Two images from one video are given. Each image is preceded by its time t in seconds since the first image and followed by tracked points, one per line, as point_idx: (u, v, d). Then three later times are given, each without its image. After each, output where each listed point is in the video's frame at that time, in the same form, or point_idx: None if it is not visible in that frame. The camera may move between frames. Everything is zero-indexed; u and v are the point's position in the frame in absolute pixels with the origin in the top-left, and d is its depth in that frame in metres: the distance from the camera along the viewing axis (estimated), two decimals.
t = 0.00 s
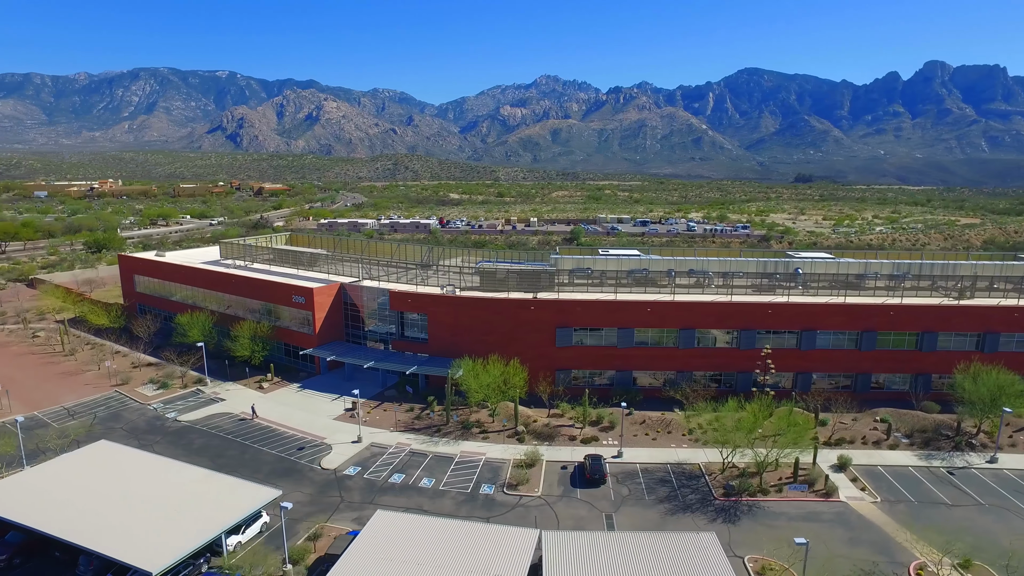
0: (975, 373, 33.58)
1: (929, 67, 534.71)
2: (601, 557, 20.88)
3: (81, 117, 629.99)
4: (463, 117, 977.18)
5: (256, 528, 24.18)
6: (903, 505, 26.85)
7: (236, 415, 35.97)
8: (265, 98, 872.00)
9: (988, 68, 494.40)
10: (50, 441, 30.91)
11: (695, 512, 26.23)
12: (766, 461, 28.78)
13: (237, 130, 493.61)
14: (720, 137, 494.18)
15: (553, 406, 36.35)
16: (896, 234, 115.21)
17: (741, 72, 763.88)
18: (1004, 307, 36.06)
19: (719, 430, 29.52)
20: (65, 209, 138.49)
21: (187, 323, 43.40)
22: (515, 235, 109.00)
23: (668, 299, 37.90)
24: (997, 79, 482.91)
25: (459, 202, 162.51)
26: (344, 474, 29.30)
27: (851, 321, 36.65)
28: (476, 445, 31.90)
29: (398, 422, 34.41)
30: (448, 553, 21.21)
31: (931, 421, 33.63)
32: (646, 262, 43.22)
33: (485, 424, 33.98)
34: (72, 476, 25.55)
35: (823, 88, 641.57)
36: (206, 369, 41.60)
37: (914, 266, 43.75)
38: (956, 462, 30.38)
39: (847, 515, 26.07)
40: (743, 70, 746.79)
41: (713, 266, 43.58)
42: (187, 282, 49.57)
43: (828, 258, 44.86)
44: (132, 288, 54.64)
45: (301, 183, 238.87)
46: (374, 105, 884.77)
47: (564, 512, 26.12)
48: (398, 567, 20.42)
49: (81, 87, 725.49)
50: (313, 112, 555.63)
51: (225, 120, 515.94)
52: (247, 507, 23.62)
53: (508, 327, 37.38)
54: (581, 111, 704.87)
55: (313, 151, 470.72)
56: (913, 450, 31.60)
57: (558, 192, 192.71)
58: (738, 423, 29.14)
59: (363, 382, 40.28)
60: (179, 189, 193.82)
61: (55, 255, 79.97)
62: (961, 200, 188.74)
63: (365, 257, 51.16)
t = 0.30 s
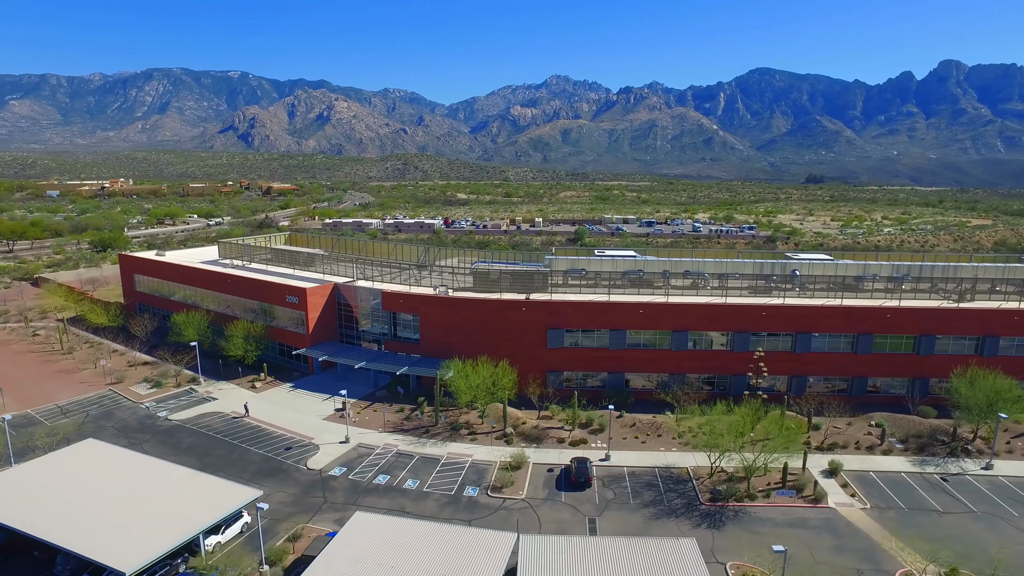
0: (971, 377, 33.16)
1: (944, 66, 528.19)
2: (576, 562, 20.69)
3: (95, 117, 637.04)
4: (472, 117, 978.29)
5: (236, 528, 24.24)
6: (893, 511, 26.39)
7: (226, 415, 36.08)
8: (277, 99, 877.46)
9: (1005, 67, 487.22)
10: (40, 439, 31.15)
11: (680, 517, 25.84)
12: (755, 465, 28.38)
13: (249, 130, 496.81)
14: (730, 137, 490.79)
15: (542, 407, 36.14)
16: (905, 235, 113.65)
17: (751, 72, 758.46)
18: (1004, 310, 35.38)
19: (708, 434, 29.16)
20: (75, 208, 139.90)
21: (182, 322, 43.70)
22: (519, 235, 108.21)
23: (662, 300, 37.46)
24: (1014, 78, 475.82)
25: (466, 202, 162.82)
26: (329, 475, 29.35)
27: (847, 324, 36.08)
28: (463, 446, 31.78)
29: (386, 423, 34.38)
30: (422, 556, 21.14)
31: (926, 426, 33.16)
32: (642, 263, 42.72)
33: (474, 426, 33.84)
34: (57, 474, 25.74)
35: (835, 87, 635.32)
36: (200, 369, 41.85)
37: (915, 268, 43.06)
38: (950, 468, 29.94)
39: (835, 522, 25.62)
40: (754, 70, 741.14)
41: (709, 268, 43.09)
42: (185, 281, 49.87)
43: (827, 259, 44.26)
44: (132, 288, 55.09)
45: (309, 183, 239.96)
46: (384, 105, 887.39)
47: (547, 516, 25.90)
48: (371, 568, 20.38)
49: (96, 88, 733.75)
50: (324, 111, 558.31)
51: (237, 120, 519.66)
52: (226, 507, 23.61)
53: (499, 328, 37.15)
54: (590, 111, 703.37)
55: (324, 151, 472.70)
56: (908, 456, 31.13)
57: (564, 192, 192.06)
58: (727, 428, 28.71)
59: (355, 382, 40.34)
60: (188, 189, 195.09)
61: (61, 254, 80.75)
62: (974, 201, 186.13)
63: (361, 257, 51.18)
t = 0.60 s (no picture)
0: (962, 381, 32.81)
1: (951, 66, 524.75)
2: (547, 568, 20.42)
3: (103, 117, 640.59)
4: (477, 117, 979.17)
5: (211, 530, 24.26)
6: (877, 517, 26.03)
7: (211, 415, 36.09)
8: (283, 99, 880.53)
9: (1013, 66, 483.45)
10: (22, 440, 31.20)
11: (660, 522, 25.53)
12: (737, 470, 28.03)
13: (255, 130, 498.59)
14: (735, 137, 488.88)
15: (528, 409, 35.90)
16: (907, 236, 112.79)
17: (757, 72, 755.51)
18: (996, 313, 34.97)
19: (690, 437, 28.84)
20: (78, 208, 140.61)
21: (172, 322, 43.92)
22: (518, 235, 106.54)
23: (650, 302, 37.08)
24: (1022, 78, 472.20)
25: (467, 201, 161.75)
26: (310, 477, 29.37)
27: (837, 326, 35.66)
28: (446, 448, 31.66)
29: (370, 425, 34.36)
30: (391, 560, 21.00)
31: (916, 430, 32.80)
32: (632, 264, 42.38)
33: (458, 428, 33.64)
34: (35, 473, 25.77)
35: (842, 87, 631.90)
36: (188, 369, 41.97)
37: (909, 270, 42.59)
38: (937, 473, 29.61)
39: (816, 527, 25.28)
40: (759, 70, 738.49)
41: (700, 269, 42.71)
42: (177, 282, 49.96)
43: (819, 261, 43.82)
44: (125, 288, 55.23)
45: (312, 183, 240.27)
46: (390, 105, 888.83)
47: (525, 520, 25.69)
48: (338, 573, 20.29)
49: (104, 89, 738.11)
50: (329, 112, 559.83)
51: (243, 120, 521.87)
52: (200, 508, 23.54)
53: (486, 330, 36.92)
54: (595, 111, 702.38)
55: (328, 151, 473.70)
56: (895, 461, 30.74)
57: (567, 192, 191.47)
58: (709, 431, 28.40)
59: (343, 383, 40.30)
60: (191, 189, 195.81)
61: (60, 254, 81.09)
62: (979, 202, 184.79)
63: (353, 258, 51.09)
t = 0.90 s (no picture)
0: (949, 384, 32.53)
1: (956, 66, 522.30)
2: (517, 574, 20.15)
3: (108, 117, 643.66)
4: (481, 117, 979.42)
5: (184, 533, 24.10)
6: (858, 523, 25.69)
7: (194, 416, 35.99)
8: (287, 99, 883.00)
9: (1019, 66, 480.76)
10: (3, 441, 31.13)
11: (638, 526, 25.17)
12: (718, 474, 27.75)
13: (259, 130, 499.92)
14: (739, 137, 487.30)
15: (511, 412, 35.60)
16: (908, 236, 112.03)
17: (761, 72, 753.07)
18: (986, 316, 34.55)
19: (671, 441, 28.55)
20: (79, 208, 141.05)
21: (160, 324, 44.11)
22: (516, 236, 102.95)
23: (636, 304, 36.64)
24: None
25: (466, 201, 160.73)
26: (289, 479, 29.32)
27: (824, 329, 35.25)
28: (427, 451, 31.56)
29: (353, 427, 34.40)
30: (358, 566, 20.66)
31: (903, 434, 32.46)
32: (621, 265, 41.90)
33: (441, 430, 33.53)
34: (12, 472, 25.75)
35: (846, 87, 629.10)
36: (175, 370, 42.04)
37: (901, 272, 42.11)
38: (923, 478, 29.23)
39: (797, 534, 24.90)
40: (763, 70, 736.03)
41: (689, 271, 42.24)
42: (166, 282, 49.97)
43: (810, 262, 43.35)
44: (117, 288, 55.18)
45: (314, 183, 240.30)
46: (393, 105, 889.92)
47: (501, 524, 25.49)
48: None
49: (110, 89, 741.66)
50: (333, 112, 561.12)
51: (247, 121, 523.64)
52: (172, 512, 23.37)
53: (470, 332, 36.66)
54: (599, 112, 701.32)
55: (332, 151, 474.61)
56: (880, 465, 30.41)
57: (568, 193, 190.13)
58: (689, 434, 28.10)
59: (328, 385, 40.27)
60: (193, 189, 196.29)
61: (57, 254, 81.29)
62: (982, 202, 183.72)
63: (343, 259, 50.91)
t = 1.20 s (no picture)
0: (936, 387, 32.13)
1: (961, 66, 519.31)
2: None
3: (113, 117, 646.46)
4: (484, 117, 979.57)
5: (157, 535, 23.96)
6: (839, 529, 25.28)
7: (178, 417, 35.94)
8: (291, 99, 885.20)
9: None
10: None
11: (615, 531, 24.87)
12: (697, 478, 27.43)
13: (262, 130, 501.43)
14: (742, 137, 485.54)
15: (494, 414, 35.26)
16: (907, 237, 111.20)
17: (765, 71, 750.38)
18: (975, 318, 34.09)
19: (651, 444, 28.23)
20: (80, 208, 141.42)
21: (148, 324, 44.28)
22: (514, 237, 98.60)
23: (622, 305, 36.09)
24: None
25: (465, 200, 159.81)
26: (267, 480, 29.27)
27: (813, 331, 34.70)
28: (407, 454, 31.53)
29: (335, 428, 34.47)
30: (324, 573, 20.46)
31: (889, 438, 32.09)
32: (609, 266, 41.23)
33: (423, 432, 33.44)
34: None
35: (850, 87, 626.09)
36: (162, 371, 42.10)
37: (892, 273, 41.62)
38: (907, 482, 28.86)
39: (775, 539, 24.47)
40: (767, 70, 733.20)
41: (678, 272, 41.49)
42: (156, 283, 50.00)
43: (801, 264, 42.73)
44: (109, 288, 55.21)
45: (315, 183, 240.18)
46: (397, 105, 890.81)
47: (477, 528, 25.32)
48: None
49: (115, 90, 745.08)
50: (337, 112, 562.32)
51: (251, 121, 525.14)
52: (145, 514, 23.22)
53: (454, 333, 36.39)
54: (602, 112, 699.89)
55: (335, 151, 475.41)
56: (865, 470, 30.00)
57: (570, 196, 184.90)
58: (669, 437, 27.80)
59: (313, 386, 40.23)
60: (194, 189, 196.77)
61: (53, 254, 81.46)
62: (985, 202, 182.30)
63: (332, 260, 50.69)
